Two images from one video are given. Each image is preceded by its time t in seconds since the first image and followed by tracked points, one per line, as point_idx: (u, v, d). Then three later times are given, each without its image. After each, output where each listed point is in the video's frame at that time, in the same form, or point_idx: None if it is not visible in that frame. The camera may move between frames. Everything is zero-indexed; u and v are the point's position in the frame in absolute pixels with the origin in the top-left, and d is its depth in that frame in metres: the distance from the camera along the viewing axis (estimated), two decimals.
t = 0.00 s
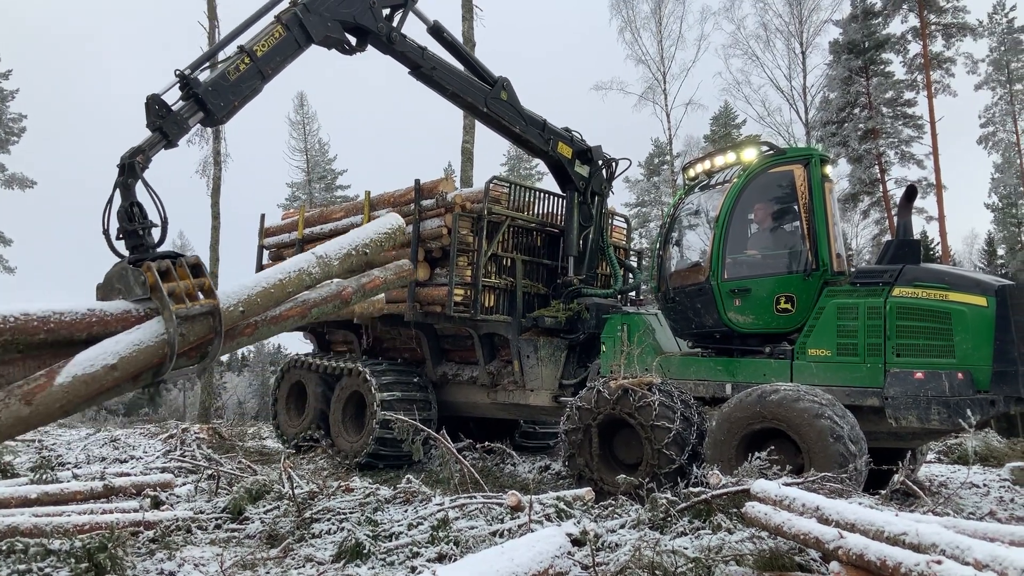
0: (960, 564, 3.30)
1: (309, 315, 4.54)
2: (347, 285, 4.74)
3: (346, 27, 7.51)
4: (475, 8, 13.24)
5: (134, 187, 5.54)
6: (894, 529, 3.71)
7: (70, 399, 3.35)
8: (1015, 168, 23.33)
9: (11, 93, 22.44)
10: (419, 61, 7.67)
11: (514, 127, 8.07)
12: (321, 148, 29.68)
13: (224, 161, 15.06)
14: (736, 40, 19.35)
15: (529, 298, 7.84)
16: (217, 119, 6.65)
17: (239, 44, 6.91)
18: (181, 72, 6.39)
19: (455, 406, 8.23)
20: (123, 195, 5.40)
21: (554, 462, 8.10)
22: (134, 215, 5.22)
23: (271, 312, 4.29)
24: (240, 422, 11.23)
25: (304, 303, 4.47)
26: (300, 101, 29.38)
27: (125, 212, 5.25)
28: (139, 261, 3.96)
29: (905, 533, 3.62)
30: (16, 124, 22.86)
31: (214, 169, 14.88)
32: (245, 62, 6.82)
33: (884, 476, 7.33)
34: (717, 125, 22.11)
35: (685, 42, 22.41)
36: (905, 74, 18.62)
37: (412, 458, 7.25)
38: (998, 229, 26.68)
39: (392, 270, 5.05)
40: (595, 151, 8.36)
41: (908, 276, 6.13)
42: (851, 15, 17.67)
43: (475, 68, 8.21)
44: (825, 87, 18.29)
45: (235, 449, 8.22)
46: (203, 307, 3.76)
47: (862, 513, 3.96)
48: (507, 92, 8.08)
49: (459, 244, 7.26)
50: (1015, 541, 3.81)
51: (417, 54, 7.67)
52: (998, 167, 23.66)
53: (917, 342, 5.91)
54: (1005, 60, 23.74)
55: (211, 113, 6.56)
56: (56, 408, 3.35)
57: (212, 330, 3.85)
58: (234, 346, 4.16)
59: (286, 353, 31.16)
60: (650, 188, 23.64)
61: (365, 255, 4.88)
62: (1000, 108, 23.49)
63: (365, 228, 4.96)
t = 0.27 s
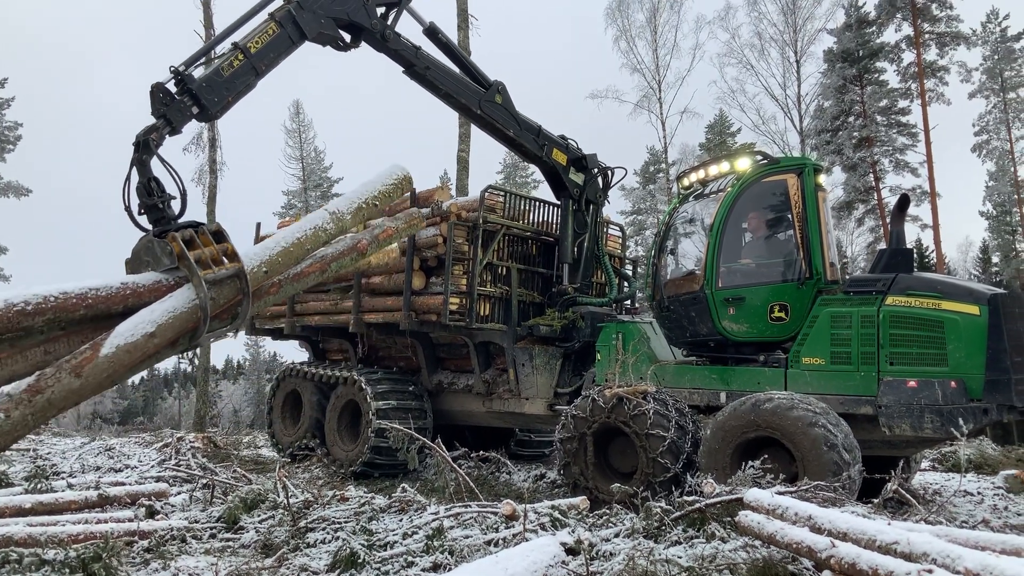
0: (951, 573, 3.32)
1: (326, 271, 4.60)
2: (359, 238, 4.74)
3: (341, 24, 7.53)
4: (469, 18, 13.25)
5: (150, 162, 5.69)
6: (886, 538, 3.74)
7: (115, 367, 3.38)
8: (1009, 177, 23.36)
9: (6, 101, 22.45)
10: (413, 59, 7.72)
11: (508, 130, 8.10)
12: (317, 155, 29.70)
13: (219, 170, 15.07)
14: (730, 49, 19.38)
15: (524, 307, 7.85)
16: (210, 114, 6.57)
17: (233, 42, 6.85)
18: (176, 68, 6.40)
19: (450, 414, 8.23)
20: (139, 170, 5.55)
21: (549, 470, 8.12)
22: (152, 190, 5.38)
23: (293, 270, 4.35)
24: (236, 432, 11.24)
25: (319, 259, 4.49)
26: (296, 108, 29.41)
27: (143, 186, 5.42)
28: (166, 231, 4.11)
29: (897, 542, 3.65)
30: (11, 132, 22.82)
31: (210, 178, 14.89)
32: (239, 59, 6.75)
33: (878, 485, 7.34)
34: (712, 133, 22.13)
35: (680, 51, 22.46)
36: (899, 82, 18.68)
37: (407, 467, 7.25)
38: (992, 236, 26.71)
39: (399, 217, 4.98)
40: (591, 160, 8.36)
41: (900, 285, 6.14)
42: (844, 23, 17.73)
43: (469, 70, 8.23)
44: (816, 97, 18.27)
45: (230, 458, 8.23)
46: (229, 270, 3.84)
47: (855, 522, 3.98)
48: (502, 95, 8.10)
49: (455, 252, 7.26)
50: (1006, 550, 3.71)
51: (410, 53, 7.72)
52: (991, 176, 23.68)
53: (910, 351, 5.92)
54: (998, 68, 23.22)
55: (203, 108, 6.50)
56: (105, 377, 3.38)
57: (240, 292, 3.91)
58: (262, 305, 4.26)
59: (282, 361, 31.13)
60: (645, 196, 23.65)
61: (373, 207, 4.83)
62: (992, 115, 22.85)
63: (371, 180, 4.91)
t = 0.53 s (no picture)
0: None
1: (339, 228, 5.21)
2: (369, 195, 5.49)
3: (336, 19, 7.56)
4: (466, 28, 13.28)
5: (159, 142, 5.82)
6: (881, 548, 3.71)
7: (146, 336, 3.76)
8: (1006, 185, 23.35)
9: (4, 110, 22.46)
10: (409, 55, 7.75)
11: (504, 133, 8.12)
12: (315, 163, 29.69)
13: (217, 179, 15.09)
14: (727, 58, 19.42)
15: (521, 315, 7.85)
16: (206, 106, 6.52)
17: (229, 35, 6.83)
18: (171, 62, 6.35)
19: (447, 423, 8.24)
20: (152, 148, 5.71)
21: (547, 479, 8.13)
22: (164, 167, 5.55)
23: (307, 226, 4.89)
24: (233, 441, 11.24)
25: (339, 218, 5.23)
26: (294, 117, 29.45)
27: (156, 162, 5.59)
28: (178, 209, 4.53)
29: (891, 552, 3.61)
30: (9, 141, 22.82)
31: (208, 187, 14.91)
32: (235, 52, 6.73)
33: (874, 494, 7.36)
34: (709, 141, 22.15)
35: (676, 59, 22.50)
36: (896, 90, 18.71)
37: (404, 476, 7.25)
38: (990, 244, 26.70)
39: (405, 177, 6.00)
40: (589, 169, 8.36)
41: (897, 294, 6.15)
42: (841, 33, 17.77)
43: (466, 71, 8.24)
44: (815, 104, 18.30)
45: (227, 467, 8.24)
46: (241, 238, 4.33)
47: (850, 532, 3.97)
48: (499, 98, 8.12)
49: (452, 261, 7.26)
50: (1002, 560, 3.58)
51: (406, 49, 7.77)
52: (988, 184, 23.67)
53: (906, 360, 5.94)
54: (995, 77, 22.78)
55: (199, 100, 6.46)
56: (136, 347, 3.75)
57: (255, 257, 4.41)
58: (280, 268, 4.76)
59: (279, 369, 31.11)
60: (642, 205, 23.65)
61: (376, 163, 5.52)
62: (990, 124, 22.81)
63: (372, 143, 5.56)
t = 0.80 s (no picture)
0: None
1: (343, 202, 6.08)
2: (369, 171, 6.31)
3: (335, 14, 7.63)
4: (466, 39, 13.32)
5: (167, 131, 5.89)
6: (881, 558, 3.72)
7: (157, 311, 4.35)
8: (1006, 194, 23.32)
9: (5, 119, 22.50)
10: (408, 54, 7.84)
11: (502, 135, 8.15)
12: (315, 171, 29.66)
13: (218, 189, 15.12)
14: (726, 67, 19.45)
15: (521, 324, 7.86)
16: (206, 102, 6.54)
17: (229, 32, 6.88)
18: (173, 58, 6.37)
19: (447, 432, 8.25)
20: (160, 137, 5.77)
21: (547, 488, 8.14)
22: (172, 155, 5.61)
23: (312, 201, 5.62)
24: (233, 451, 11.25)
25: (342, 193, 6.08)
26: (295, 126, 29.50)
27: (163, 152, 5.65)
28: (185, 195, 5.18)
29: (891, 562, 3.62)
30: (9, 150, 22.84)
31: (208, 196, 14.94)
32: (234, 48, 6.77)
33: (874, 503, 7.37)
34: (709, 150, 22.17)
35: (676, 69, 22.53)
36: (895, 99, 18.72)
37: (403, 486, 7.25)
38: (990, 253, 26.65)
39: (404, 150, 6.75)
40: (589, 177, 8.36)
41: (895, 304, 6.16)
42: (840, 42, 17.80)
43: (466, 72, 8.26)
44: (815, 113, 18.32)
45: (227, 477, 8.25)
46: (245, 215, 4.95)
47: (849, 542, 3.97)
48: (498, 101, 8.14)
49: (452, 271, 7.27)
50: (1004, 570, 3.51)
51: (405, 48, 7.85)
52: (988, 193, 23.65)
53: (905, 370, 5.93)
54: (995, 86, 22.69)
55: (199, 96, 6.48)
56: (146, 321, 4.31)
57: (258, 234, 5.03)
58: (287, 242, 5.56)
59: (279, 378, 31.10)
60: (642, 213, 23.64)
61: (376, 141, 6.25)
62: (989, 133, 22.84)
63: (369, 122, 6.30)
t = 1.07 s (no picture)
0: None
1: (341, 198, 5.66)
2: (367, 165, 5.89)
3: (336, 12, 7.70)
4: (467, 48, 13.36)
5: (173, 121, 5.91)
6: (881, 567, 3.73)
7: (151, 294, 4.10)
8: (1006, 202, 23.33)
9: (8, 128, 22.54)
10: (409, 54, 7.90)
11: (501, 137, 8.17)
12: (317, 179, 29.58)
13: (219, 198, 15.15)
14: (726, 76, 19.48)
15: (522, 333, 7.87)
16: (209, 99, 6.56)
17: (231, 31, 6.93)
18: (178, 56, 6.41)
19: (448, 440, 8.25)
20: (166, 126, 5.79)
21: (548, 497, 8.14)
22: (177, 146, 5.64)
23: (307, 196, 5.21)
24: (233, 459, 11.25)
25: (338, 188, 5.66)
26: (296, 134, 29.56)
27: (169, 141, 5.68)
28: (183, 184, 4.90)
29: (892, 571, 3.64)
30: (11, 157, 22.87)
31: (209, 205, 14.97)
32: (237, 46, 6.82)
33: (875, 513, 7.37)
34: (709, 158, 22.18)
35: (676, 77, 22.56)
36: (896, 107, 18.74)
37: (404, 494, 7.25)
38: (990, 261, 26.67)
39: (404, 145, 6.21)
40: (589, 184, 8.35)
41: (897, 312, 6.17)
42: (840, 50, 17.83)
43: (467, 75, 8.30)
44: (815, 122, 18.34)
45: (227, 485, 8.25)
46: (240, 204, 4.60)
47: (849, 551, 3.98)
48: (499, 103, 8.17)
49: (454, 278, 7.27)
50: None
51: (406, 47, 7.92)
52: (988, 201, 23.63)
53: (907, 378, 5.93)
54: (994, 94, 22.76)
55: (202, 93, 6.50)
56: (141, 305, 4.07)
57: (255, 224, 4.66)
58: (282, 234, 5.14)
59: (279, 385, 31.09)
60: (643, 221, 23.64)
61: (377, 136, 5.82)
62: (989, 140, 22.78)
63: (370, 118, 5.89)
